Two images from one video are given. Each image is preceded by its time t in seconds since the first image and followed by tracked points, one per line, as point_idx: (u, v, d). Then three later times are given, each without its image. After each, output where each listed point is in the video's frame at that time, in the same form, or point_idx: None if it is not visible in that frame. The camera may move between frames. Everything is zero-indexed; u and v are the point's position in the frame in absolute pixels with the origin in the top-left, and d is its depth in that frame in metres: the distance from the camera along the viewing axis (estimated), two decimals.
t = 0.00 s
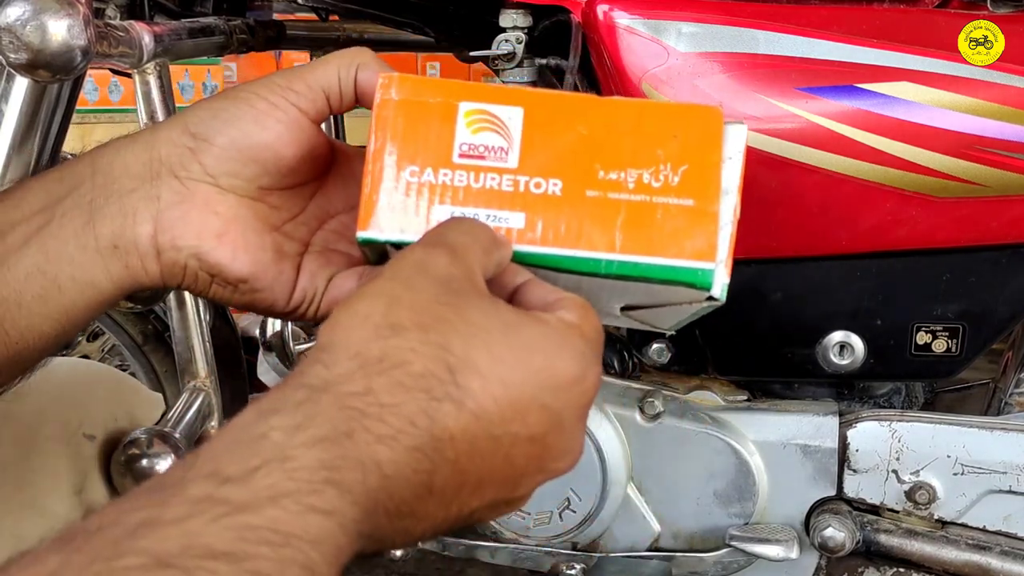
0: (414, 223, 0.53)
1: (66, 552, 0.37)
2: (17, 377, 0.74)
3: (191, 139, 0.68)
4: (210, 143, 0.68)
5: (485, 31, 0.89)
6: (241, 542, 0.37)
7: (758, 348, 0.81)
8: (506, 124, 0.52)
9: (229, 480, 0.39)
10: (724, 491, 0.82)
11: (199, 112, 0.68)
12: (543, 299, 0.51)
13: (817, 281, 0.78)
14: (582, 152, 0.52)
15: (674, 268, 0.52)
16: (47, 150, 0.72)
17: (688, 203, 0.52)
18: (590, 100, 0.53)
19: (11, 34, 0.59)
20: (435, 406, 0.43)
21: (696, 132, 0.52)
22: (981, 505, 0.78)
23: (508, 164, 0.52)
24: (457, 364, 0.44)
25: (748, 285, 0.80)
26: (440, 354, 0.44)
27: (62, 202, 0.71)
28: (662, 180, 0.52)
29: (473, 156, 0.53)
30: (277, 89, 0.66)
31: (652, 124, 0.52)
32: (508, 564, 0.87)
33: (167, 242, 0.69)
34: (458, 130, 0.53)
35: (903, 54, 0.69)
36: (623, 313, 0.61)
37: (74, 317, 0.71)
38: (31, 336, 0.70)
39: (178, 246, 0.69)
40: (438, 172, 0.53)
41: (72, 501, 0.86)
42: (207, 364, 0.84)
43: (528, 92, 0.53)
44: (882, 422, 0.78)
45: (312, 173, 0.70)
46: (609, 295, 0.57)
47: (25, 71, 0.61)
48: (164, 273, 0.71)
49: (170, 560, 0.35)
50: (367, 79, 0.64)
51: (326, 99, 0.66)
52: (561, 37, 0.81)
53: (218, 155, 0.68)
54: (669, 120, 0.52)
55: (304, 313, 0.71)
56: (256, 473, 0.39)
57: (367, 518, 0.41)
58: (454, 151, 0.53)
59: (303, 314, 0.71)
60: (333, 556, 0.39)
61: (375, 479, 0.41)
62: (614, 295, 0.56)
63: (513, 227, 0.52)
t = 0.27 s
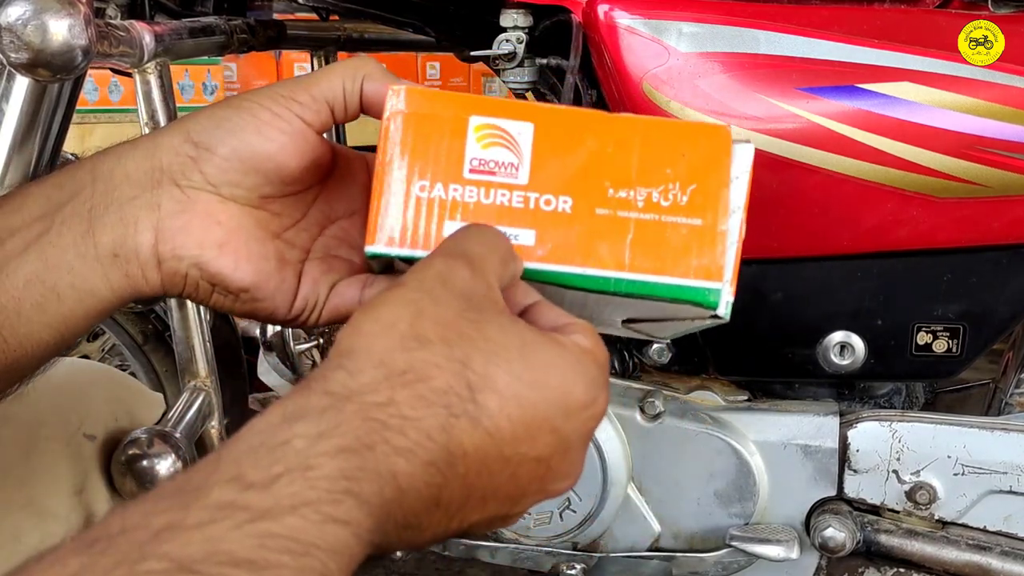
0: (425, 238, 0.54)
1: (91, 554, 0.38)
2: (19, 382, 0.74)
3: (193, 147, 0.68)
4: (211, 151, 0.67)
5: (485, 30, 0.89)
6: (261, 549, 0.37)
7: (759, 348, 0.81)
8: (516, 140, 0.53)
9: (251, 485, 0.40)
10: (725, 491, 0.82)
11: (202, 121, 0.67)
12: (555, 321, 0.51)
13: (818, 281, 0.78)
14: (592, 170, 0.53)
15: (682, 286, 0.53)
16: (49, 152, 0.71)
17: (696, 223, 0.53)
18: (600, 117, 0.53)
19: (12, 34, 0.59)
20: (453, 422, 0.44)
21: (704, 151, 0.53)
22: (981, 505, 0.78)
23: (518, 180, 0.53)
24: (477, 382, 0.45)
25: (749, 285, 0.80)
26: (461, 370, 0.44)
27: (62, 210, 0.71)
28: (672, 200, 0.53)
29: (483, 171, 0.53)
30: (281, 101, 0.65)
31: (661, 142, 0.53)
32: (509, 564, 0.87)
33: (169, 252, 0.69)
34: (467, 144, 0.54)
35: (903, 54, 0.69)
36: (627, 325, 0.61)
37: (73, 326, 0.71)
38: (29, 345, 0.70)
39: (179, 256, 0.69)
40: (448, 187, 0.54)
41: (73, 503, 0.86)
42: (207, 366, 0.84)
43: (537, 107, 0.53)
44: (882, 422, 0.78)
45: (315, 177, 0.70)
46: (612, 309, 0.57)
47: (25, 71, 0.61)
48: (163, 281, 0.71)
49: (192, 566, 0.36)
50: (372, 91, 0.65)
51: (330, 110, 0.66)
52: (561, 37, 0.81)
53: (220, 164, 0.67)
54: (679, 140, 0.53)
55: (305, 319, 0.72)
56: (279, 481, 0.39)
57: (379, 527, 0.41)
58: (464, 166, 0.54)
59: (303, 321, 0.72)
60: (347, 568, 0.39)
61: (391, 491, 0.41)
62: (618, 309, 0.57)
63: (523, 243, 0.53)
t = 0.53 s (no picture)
0: (423, 241, 0.54)
1: (92, 556, 0.38)
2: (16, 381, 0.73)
3: (185, 149, 0.68)
4: (204, 153, 0.67)
5: (486, 30, 0.89)
6: (261, 554, 0.37)
7: (758, 348, 0.81)
8: (513, 142, 0.53)
9: (252, 491, 0.40)
10: (725, 491, 0.82)
11: (194, 123, 0.67)
12: (552, 326, 0.52)
13: (819, 282, 0.78)
14: (590, 172, 0.53)
15: (681, 289, 0.53)
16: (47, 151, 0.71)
17: (695, 224, 0.53)
18: (598, 120, 0.53)
19: (13, 33, 0.59)
20: (451, 428, 0.44)
21: (703, 153, 0.53)
22: (983, 506, 0.78)
23: (516, 182, 0.53)
24: (476, 389, 0.44)
25: (749, 286, 0.79)
26: (460, 376, 0.44)
27: (52, 212, 0.71)
28: (670, 201, 0.53)
29: (480, 173, 0.53)
30: (274, 102, 0.65)
31: (658, 144, 0.53)
32: (509, 564, 0.87)
33: (160, 254, 0.68)
34: (465, 146, 0.53)
35: (904, 54, 0.69)
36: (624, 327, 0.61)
37: (64, 329, 0.70)
38: (19, 349, 0.70)
39: (171, 259, 0.68)
40: (445, 189, 0.54)
41: (72, 502, 0.86)
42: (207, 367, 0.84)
43: (535, 108, 0.53)
44: (883, 423, 0.78)
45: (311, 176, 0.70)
46: (610, 311, 0.57)
47: (26, 71, 0.61)
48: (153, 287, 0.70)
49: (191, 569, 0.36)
50: (368, 93, 0.64)
51: (324, 112, 0.66)
52: (562, 37, 0.81)
53: (212, 166, 0.67)
54: (677, 141, 0.53)
55: (298, 323, 0.72)
56: (280, 486, 0.39)
57: (376, 530, 0.41)
58: (461, 168, 0.54)
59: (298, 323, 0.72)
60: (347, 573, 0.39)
61: (390, 497, 0.41)
62: (617, 311, 0.57)
63: (521, 246, 0.53)
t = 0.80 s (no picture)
0: (420, 236, 0.54)
1: (90, 560, 0.39)
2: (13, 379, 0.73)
3: (177, 145, 0.68)
4: (197, 148, 0.67)
5: (488, 29, 0.89)
6: (260, 559, 0.38)
7: (759, 348, 0.81)
8: (509, 136, 0.53)
9: (251, 495, 0.40)
10: (726, 492, 0.82)
11: (187, 119, 0.67)
12: (549, 323, 0.52)
13: (820, 282, 0.78)
14: (586, 165, 0.53)
15: (681, 283, 0.53)
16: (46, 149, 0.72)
17: (694, 218, 0.53)
18: (594, 113, 0.53)
19: (15, 32, 0.59)
20: (449, 433, 0.44)
21: (699, 145, 0.53)
22: (984, 506, 0.78)
23: (512, 176, 0.53)
24: (475, 392, 0.44)
25: (750, 286, 0.79)
26: (459, 380, 0.44)
27: (45, 208, 0.70)
28: (669, 195, 0.53)
29: (477, 168, 0.53)
30: (268, 95, 0.65)
31: (654, 137, 0.53)
32: (509, 564, 0.87)
33: (154, 250, 0.68)
34: (461, 141, 0.53)
35: (907, 55, 0.69)
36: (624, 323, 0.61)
37: (57, 326, 0.70)
38: (12, 344, 0.70)
39: (165, 255, 0.68)
40: (441, 184, 0.53)
41: (72, 503, 0.86)
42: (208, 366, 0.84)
43: (531, 103, 0.53)
44: (884, 423, 0.78)
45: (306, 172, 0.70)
46: (608, 306, 0.57)
47: (28, 70, 0.61)
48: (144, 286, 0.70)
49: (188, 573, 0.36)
50: (362, 87, 0.63)
51: (319, 106, 0.65)
52: (564, 37, 0.81)
53: (206, 163, 0.67)
54: (673, 134, 0.53)
55: (295, 318, 0.72)
56: (279, 490, 0.40)
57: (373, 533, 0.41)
58: (457, 163, 0.53)
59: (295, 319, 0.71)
60: None
61: (388, 501, 0.42)
62: (616, 307, 0.56)
63: (519, 241, 0.53)
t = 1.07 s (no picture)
0: (424, 231, 0.53)
1: (83, 563, 0.39)
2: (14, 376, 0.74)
3: (181, 139, 0.67)
4: (199, 143, 0.67)
5: (489, 28, 0.88)
6: (252, 565, 0.38)
7: (760, 348, 0.81)
8: (514, 130, 0.53)
9: (243, 503, 0.40)
10: (728, 492, 0.82)
11: (190, 113, 0.67)
12: (548, 325, 0.53)
13: (823, 282, 0.77)
14: (591, 158, 0.53)
15: (687, 276, 0.53)
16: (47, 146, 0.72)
17: (699, 211, 0.53)
18: (599, 106, 0.53)
19: (18, 31, 0.59)
20: (437, 447, 0.44)
21: (705, 137, 0.53)
22: (985, 507, 0.78)
23: (517, 170, 0.53)
24: (466, 409, 0.44)
25: (751, 286, 0.79)
26: (451, 398, 0.44)
27: (46, 205, 0.70)
28: (674, 188, 0.53)
29: (481, 162, 0.53)
30: (271, 92, 0.65)
31: (659, 129, 0.53)
32: (511, 563, 0.87)
33: (153, 246, 0.68)
34: (465, 135, 0.53)
35: (908, 55, 0.69)
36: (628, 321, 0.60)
37: (57, 323, 0.70)
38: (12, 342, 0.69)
39: (166, 249, 0.68)
40: (445, 178, 0.53)
41: (72, 503, 0.86)
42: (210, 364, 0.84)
43: (536, 97, 0.53)
44: (886, 423, 0.78)
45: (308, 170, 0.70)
46: (612, 303, 0.57)
47: (31, 68, 0.61)
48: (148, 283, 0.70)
49: None
50: (366, 83, 0.64)
51: (322, 103, 0.65)
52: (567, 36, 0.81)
53: (207, 157, 0.67)
54: (678, 127, 0.53)
55: (296, 316, 0.71)
56: (271, 499, 0.40)
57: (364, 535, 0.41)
58: (461, 157, 0.53)
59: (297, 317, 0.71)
60: None
61: (374, 513, 0.42)
62: (621, 304, 0.56)
63: (524, 235, 0.53)
